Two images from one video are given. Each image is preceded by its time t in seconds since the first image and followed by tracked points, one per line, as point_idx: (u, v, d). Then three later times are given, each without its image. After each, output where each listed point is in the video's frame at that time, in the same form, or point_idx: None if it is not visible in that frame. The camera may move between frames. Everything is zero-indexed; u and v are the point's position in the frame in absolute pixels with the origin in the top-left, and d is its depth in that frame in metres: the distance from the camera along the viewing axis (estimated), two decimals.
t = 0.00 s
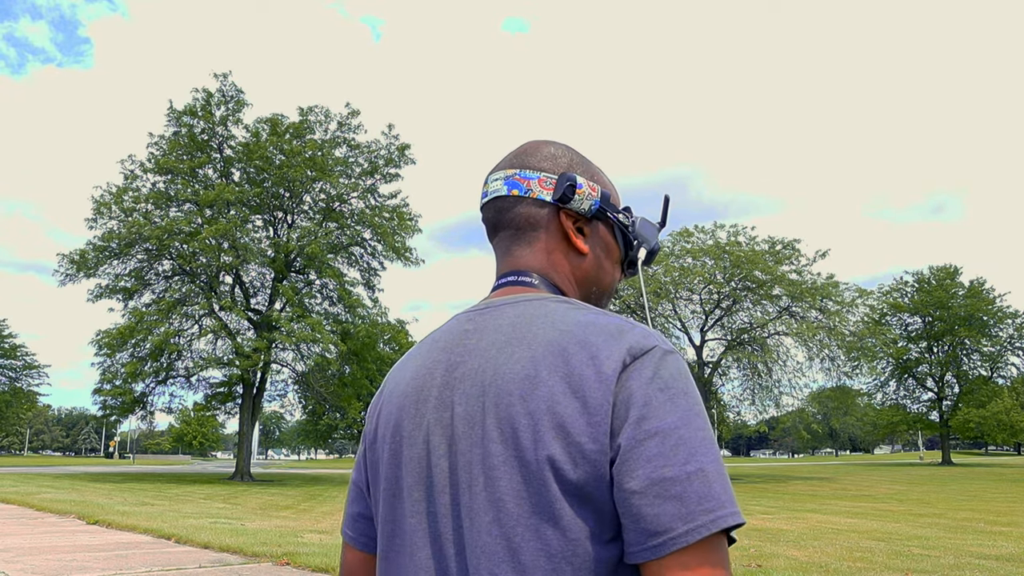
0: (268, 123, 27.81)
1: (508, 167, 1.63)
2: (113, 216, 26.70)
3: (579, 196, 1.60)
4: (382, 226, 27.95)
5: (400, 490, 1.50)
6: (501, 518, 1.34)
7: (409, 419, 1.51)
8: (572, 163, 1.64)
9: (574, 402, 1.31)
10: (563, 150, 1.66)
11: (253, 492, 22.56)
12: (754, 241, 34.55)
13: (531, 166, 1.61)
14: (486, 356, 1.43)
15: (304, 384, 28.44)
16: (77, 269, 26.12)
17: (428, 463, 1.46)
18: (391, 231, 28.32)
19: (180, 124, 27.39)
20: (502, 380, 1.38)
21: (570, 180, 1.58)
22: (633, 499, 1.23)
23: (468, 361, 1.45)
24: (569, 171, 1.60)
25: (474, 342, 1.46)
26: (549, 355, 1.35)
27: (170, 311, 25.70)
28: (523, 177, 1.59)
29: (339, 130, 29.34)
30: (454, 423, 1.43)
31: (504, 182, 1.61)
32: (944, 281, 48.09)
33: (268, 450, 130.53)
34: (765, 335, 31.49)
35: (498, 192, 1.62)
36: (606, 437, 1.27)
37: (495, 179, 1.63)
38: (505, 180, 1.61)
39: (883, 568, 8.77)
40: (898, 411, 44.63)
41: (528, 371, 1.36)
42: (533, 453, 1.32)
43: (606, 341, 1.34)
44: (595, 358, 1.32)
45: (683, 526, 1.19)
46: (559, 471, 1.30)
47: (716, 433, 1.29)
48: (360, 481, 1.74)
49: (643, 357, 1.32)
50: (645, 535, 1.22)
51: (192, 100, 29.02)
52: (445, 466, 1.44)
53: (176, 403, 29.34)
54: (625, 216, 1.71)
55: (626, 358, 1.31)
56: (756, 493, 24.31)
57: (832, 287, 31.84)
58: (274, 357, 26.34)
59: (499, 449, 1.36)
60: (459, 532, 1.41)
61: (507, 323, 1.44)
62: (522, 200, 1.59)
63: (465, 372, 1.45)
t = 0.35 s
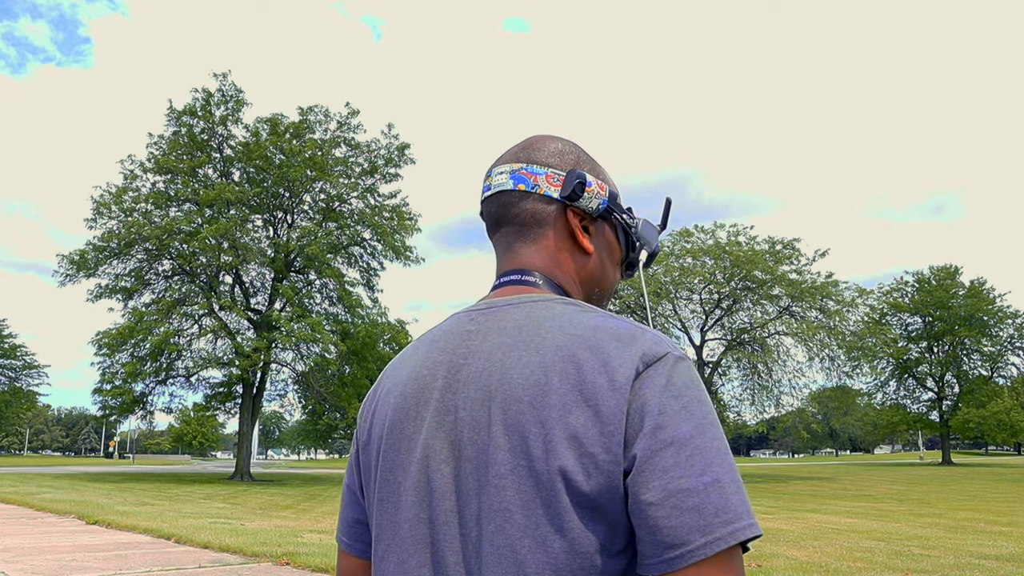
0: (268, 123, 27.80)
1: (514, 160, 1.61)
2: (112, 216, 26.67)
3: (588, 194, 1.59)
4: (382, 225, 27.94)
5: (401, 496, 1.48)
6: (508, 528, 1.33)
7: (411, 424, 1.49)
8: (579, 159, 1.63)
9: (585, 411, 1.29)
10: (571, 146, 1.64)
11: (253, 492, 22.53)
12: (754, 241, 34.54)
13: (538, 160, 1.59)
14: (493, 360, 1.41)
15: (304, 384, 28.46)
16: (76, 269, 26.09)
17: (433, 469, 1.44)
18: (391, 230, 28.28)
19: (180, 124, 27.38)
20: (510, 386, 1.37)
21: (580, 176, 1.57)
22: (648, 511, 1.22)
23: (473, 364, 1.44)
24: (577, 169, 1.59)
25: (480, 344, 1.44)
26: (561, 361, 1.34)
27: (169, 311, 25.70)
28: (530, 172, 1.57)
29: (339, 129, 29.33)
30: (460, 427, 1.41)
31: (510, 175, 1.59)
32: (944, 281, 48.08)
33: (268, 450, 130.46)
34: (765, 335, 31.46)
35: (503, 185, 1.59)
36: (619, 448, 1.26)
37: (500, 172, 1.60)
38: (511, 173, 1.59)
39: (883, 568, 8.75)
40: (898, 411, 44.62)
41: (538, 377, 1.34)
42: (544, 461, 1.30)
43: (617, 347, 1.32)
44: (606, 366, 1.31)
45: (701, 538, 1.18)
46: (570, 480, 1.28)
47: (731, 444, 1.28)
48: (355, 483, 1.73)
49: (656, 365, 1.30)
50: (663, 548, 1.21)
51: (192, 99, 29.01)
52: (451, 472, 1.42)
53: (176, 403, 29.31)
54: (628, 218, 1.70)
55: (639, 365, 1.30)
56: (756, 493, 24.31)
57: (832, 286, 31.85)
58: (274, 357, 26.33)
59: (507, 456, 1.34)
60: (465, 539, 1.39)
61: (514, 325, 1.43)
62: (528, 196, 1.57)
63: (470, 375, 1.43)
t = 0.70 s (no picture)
0: (268, 123, 27.81)
1: (499, 158, 1.61)
2: (112, 216, 26.68)
3: (572, 192, 1.58)
4: (382, 225, 27.92)
5: (389, 503, 1.47)
6: (494, 533, 1.32)
7: (396, 430, 1.48)
8: (565, 157, 1.62)
9: (566, 416, 1.29)
10: (557, 144, 1.64)
11: (253, 492, 22.52)
12: (754, 241, 34.54)
13: (523, 158, 1.59)
14: (477, 364, 1.40)
15: (304, 384, 28.49)
16: (76, 269, 26.08)
17: (417, 475, 1.44)
18: (391, 230, 28.28)
19: (180, 124, 27.40)
20: (493, 392, 1.36)
21: (564, 174, 1.56)
22: (632, 515, 1.21)
23: (455, 368, 1.43)
24: (561, 167, 1.58)
25: (462, 348, 1.44)
26: (543, 364, 1.33)
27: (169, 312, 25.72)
28: (514, 170, 1.57)
29: (338, 129, 29.34)
30: (446, 432, 1.41)
31: (494, 173, 1.59)
32: (944, 281, 48.07)
33: (268, 450, 130.46)
34: (765, 335, 31.43)
35: (488, 183, 1.59)
36: (601, 454, 1.26)
37: (485, 170, 1.60)
38: (495, 172, 1.59)
39: (883, 568, 8.75)
40: (898, 411, 44.61)
41: (519, 382, 1.34)
42: (526, 466, 1.30)
43: (598, 349, 1.32)
44: (586, 368, 1.30)
45: (683, 543, 1.18)
46: (553, 486, 1.28)
47: (714, 446, 1.27)
48: (347, 488, 1.72)
49: (636, 368, 1.29)
50: (647, 553, 1.20)
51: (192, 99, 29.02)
52: (437, 478, 1.42)
53: (176, 403, 29.31)
54: (616, 215, 1.69)
55: (620, 367, 1.29)
56: (756, 493, 24.31)
57: (832, 286, 31.85)
58: (274, 357, 26.32)
59: (490, 463, 1.34)
60: (453, 544, 1.39)
61: (496, 327, 1.43)
62: (513, 194, 1.56)
63: (452, 379, 1.43)
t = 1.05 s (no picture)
0: (268, 123, 27.82)
1: (484, 162, 1.61)
2: (112, 216, 26.70)
3: (557, 193, 1.58)
4: (382, 224, 27.93)
5: (388, 503, 1.47)
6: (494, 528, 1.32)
7: (393, 431, 1.48)
8: (550, 158, 1.62)
9: (563, 412, 1.28)
10: (542, 147, 1.63)
11: (253, 492, 22.49)
12: (753, 241, 34.55)
13: (508, 161, 1.58)
14: (471, 362, 1.40)
15: (304, 384, 28.52)
16: (76, 269, 26.08)
17: (416, 475, 1.43)
18: (391, 230, 28.32)
19: (180, 124, 27.39)
20: (489, 389, 1.36)
21: (548, 176, 1.56)
22: (628, 506, 1.21)
23: (450, 368, 1.43)
24: (546, 168, 1.58)
25: (456, 348, 1.44)
26: (537, 360, 1.33)
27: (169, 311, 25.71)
28: (499, 173, 1.56)
29: (338, 129, 29.37)
30: (443, 431, 1.41)
31: (480, 177, 1.58)
32: (944, 281, 48.09)
33: (268, 450, 130.44)
34: (765, 335, 31.43)
35: (473, 186, 1.59)
36: (598, 446, 1.25)
37: (470, 174, 1.60)
38: (481, 175, 1.59)
39: (883, 568, 8.75)
40: (898, 411, 44.62)
41: (515, 378, 1.34)
42: (524, 461, 1.30)
43: (592, 344, 1.31)
44: (582, 362, 1.30)
45: (678, 532, 1.18)
46: (550, 480, 1.28)
47: (708, 434, 1.27)
48: (343, 496, 1.72)
49: (629, 361, 1.29)
50: (645, 543, 1.19)
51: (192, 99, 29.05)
52: (436, 477, 1.41)
53: (176, 403, 29.33)
54: (602, 216, 1.69)
55: (615, 360, 1.29)
56: (756, 493, 24.30)
57: (832, 286, 31.85)
58: (274, 357, 26.31)
59: (487, 459, 1.33)
60: (452, 544, 1.38)
61: (489, 326, 1.42)
62: (498, 196, 1.56)
63: (448, 380, 1.42)
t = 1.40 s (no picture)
0: (268, 123, 27.82)
1: (510, 158, 1.60)
2: (112, 215, 26.69)
3: (586, 190, 1.58)
4: (382, 224, 27.93)
5: (399, 497, 1.47)
6: (504, 530, 1.32)
7: (408, 425, 1.49)
8: (577, 156, 1.62)
9: (581, 416, 1.29)
10: (567, 143, 1.63)
11: (253, 491, 22.47)
12: (754, 241, 34.56)
13: (535, 158, 1.58)
14: (491, 360, 1.40)
15: (304, 384, 28.55)
16: (76, 268, 26.07)
17: (430, 470, 1.44)
18: (391, 230, 28.37)
19: (180, 124, 27.36)
20: (507, 386, 1.37)
21: (577, 174, 1.56)
22: (638, 513, 1.22)
23: (470, 365, 1.43)
24: (574, 166, 1.58)
25: (478, 345, 1.44)
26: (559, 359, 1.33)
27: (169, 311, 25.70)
28: (526, 170, 1.56)
29: (338, 129, 29.39)
30: (459, 427, 1.41)
31: (506, 172, 1.58)
32: (944, 281, 48.14)
33: (268, 450, 130.35)
34: (765, 335, 31.43)
35: (499, 183, 1.58)
36: (615, 449, 1.26)
37: (496, 170, 1.59)
38: (506, 172, 1.58)
39: (884, 568, 8.75)
40: (897, 410, 44.64)
41: (534, 377, 1.34)
42: (542, 464, 1.30)
43: (615, 346, 1.32)
44: (604, 366, 1.30)
45: (692, 543, 1.18)
46: (566, 484, 1.28)
47: (727, 446, 1.27)
48: (353, 484, 1.73)
49: (651, 366, 1.29)
50: (654, 551, 1.20)
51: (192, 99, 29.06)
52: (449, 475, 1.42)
53: (176, 403, 29.33)
54: (625, 215, 1.70)
55: (637, 363, 1.29)
56: (756, 494, 24.28)
57: (832, 286, 31.84)
58: (274, 357, 26.29)
59: (501, 458, 1.34)
60: (461, 545, 1.38)
61: (510, 325, 1.42)
62: (525, 193, 1.56)
63: (468, 377, 1.43)
